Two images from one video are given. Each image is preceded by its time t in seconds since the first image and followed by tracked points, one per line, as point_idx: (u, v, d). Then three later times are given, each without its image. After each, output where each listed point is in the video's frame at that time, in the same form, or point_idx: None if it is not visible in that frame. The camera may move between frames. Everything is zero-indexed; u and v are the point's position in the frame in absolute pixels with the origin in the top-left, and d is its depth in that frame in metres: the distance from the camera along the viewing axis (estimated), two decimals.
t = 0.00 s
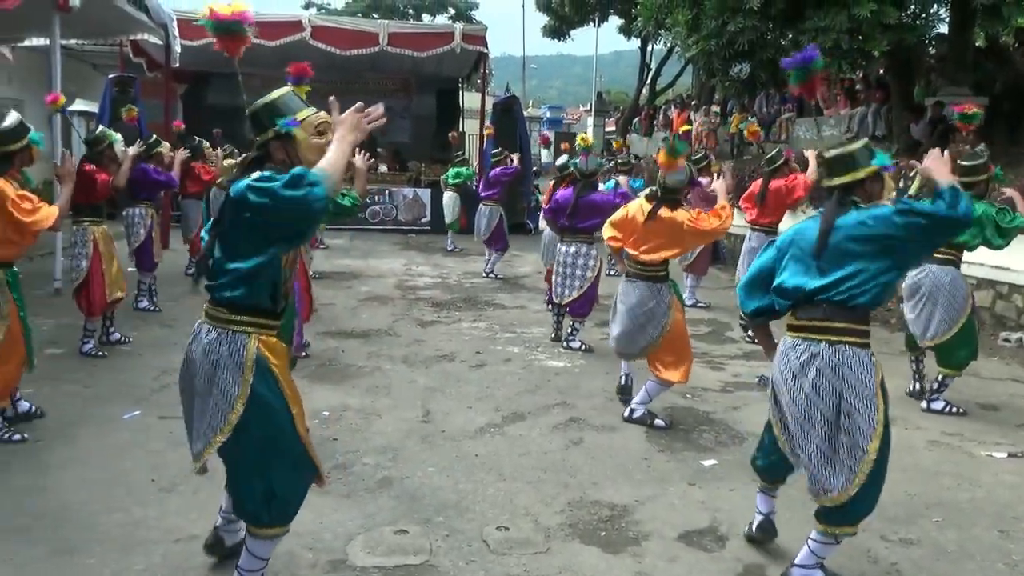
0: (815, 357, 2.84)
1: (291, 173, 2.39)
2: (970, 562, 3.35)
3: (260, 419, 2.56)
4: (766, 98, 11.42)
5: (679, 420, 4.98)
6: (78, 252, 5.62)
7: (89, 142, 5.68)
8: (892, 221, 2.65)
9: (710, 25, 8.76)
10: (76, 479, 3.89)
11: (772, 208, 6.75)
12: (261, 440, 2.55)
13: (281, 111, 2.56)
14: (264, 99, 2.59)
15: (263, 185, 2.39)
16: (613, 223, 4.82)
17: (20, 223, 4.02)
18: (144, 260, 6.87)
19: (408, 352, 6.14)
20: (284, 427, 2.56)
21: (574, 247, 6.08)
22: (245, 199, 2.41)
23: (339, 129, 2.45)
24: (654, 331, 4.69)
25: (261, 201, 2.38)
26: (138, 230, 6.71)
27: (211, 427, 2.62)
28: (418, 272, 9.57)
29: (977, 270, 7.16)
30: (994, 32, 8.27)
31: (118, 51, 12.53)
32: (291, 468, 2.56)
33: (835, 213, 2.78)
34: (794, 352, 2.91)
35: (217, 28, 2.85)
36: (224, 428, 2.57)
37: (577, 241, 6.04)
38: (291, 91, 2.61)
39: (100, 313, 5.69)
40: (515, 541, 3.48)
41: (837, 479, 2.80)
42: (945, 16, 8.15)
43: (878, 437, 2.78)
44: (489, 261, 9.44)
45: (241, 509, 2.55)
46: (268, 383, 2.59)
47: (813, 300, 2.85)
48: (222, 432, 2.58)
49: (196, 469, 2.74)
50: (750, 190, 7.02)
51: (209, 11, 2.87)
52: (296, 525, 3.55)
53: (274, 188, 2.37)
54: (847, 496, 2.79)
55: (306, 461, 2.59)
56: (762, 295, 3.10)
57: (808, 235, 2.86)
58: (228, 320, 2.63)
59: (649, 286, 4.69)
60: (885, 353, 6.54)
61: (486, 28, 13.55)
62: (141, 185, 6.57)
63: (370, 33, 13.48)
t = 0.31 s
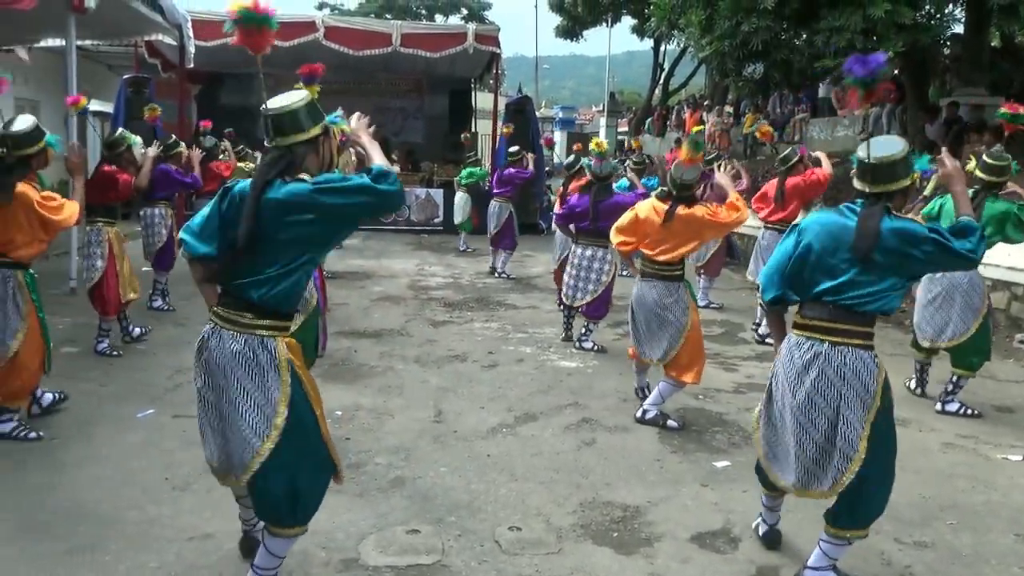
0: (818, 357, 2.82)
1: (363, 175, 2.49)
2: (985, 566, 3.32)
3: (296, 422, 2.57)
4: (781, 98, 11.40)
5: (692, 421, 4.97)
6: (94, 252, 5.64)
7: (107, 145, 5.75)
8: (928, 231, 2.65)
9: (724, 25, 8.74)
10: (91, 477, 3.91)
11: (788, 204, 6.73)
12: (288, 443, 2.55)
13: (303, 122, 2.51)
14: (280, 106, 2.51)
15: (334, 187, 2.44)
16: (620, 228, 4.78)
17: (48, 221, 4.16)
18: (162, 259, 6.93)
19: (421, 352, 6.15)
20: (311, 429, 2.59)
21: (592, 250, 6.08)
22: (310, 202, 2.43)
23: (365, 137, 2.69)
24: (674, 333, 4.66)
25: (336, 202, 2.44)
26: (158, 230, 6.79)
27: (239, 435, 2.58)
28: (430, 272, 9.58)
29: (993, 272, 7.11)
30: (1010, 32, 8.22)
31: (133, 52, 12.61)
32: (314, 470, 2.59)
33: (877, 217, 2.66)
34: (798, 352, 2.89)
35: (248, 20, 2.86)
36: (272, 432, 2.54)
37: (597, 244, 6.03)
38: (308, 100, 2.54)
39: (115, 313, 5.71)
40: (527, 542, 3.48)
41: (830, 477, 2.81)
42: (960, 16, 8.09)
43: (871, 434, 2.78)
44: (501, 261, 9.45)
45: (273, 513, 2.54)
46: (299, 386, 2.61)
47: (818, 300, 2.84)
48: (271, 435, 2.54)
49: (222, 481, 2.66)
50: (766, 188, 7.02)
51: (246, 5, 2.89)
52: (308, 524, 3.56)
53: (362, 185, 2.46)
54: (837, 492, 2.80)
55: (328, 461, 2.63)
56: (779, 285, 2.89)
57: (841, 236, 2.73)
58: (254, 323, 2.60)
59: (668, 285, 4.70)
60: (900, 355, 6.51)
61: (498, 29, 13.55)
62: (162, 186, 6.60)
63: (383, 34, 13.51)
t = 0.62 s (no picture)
0: (837, 365, 2.79)
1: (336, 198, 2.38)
2: (999, 569, 3.30)
3: (294, 426, 2.57)
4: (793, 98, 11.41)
5: (703, 422, 4.96)
6: (108, 253, 5.67)
7: (119, 148, 5.81)
8: (911, 227, 2.63)
9: (737, 25, 8.72)
10: (104, 476, 3.93)
11: (799, 209, 6.70)
12: (289, 444, 2.56)
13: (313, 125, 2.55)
14: (288, 106, 2.55)
15: (307, 201, 2.36)
16: (630, 231, 4.77)
17: (50, 227, 4.08)
18: (175, 258, 6.92)
19: (432, 352, 6.16)
20: (315, 430, 2.58)
21: (601, 249, 6.07)
22: (283, 210, 2.37)
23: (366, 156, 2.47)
24: (680, 336, 4.68)
25: (300, 218, 2.35)
26: (169, 231, 6.77)
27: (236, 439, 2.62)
28: (441, 272, 9.59)
29: (1007, 273, 7.08)
30: None
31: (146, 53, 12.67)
32: (322, 470, 2.58)
33: (857, 216, 2.73)
34: (815, 361, 2.87)
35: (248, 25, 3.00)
36: (253, 438, 2.58)
37: (604, 244, 6.03)
38: (318, 101, 2.58)
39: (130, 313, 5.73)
40: (538, 542, 3.47)
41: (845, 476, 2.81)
42: (974, 16, 8.06)
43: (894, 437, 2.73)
44: (512, 261, 9.45)
45: (276, 515, 2.56)
46: (294, 390, 2.61)
47: (829, 307, 2.83)
48: (252, 442, 2.58)
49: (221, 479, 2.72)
50: (775, 192, 7.04)
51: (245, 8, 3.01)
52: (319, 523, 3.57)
53: (320, 212, 2.34)
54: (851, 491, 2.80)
55: (336, 460, 2.62)
56: (782, 306, 3.01)
57: (827, 241, 2.82)
58: (249, 328, 2.62)
59: (673, 288, 4.68)
60: (913, 356, 6.48)
61: (510, 28, 13.54)
62: (173, 187, 6.67)
63: (394, 34, 13.54)
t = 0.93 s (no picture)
0: (848, 364, 2.78)
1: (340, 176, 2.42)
2: (1016, 573, 3.27)
3: (302, 421, 2.58)
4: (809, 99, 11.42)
5: (718, 423, 4.94)
6: (128, 252, 5.69)
7: (134, 144, 5.87)
8: (934, 236, 2.62)
9: (753, 25, 8.70)
10: (121, 473, 3.95)
11: (817, 207, 6.60)
12: (297, 438, 2.57)
13: (320, 118, 2.53)
14: (298, 101, 2.54)
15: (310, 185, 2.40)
16: (648, 232, 4.78)
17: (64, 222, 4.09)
18: (187, 257, 6.91)
19: (446, 351, 6.17)
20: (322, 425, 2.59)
21: (617, 248, 6.03)
22: (287, 199, 2.42)
23: (378, 133, 2.43)
24: (687, 333, 4.68)
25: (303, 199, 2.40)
26: (183, 228, 6.80)
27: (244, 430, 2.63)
28: (456, 272, 9.60)
29: None
30: None
31: (163, 53, 12.75)
32: (328, 466, 2.58)
33: (886, 215, 2.67)
34: (826, 359, 2.86)
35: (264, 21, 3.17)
36: (260, 429, 2.59)
37: (619, 242, 6.01)
38: (327, 95, 2.57)
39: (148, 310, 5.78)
40: (552, 542, 3.47)
41: (865, 490, 2.74)
42: (993, 16, 8.00)
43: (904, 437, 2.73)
44: (526, 261, 9.46)
45: (280, 510, 2.56)
46: (304, 384, 2.61)
47: (846, 306, 2.79)
48: (258, 432, 2.59)
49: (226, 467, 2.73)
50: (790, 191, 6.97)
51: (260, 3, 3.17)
52: (334, 522, 3.58)
53: (330, 186, 2.37)
54: (872, 507, 2.73)
55: (342, 457, 2.62)
56: (795, 297, 2.96)
57: (847, 238, 2.75)
58: (262, 320, 2.64)
59: (687, 289, 4.67)
60: (930, 358, 6.44)
61: (525, 29, 13.54)
62: (186, 185, 6.77)
63: (409, 34, 13.56)
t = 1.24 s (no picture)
0: (866, 362, 2.75)
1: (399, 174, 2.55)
2: None
3: (335, 422, 2.60)
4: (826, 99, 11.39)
5: (733, 424, 4.92)
6: (146, 248, 5.74)
7: (152, 142, 5.86)
8: (962, 247, 2.64)
9: (770, 25, 8.68)
10: (138, 471, 3.97)
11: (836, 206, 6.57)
12: (322, 435, 2.58)
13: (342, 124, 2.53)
14: (324, 103, 2.53)
15: (371, 186, 2.48)
16: (665, 232, 4.78)
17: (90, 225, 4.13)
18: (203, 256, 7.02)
19: (461, 351, 6.17)
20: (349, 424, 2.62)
21: (634, 250, 6.05)
22: (350, 200, 2.46)
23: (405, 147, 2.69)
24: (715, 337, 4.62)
25: (372, 200, 2.48)
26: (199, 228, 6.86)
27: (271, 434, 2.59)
28: (471, 272, 9.60)
29: None
30: None
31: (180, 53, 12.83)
32: (352, 464, 2.61)
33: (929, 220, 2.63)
34: (842, 356, 2.81)
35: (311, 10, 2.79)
36: (307, 434, 2.56)
37: (639, 244, 6.01)
38: (348, 100, 2.57)
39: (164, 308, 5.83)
40: (566, 542, 3.47)
41: (872, 481, 2.75)
42: (1013, 15, 7.94)
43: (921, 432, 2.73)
44: (541, 261, 9.46)
45: (306, 510, 2.58)
46: (335, 385, 2.63)
47: (863, 303, 2.77)
48: (306, 438, 2.56)
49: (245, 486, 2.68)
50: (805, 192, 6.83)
51: None
52: (349, 520, 3.59)
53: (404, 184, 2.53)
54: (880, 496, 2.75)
55: (364, 454, 2.66)
56: (815, 291, 2.87)
57: (885, 237, 2.68)
58: (291, 325, 2.59)
59: (707, 289, 4.65)
60: (948, 360, 6.39)
61: (541, 29, 13.53)
62: (204, 182, 6.74)
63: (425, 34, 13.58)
